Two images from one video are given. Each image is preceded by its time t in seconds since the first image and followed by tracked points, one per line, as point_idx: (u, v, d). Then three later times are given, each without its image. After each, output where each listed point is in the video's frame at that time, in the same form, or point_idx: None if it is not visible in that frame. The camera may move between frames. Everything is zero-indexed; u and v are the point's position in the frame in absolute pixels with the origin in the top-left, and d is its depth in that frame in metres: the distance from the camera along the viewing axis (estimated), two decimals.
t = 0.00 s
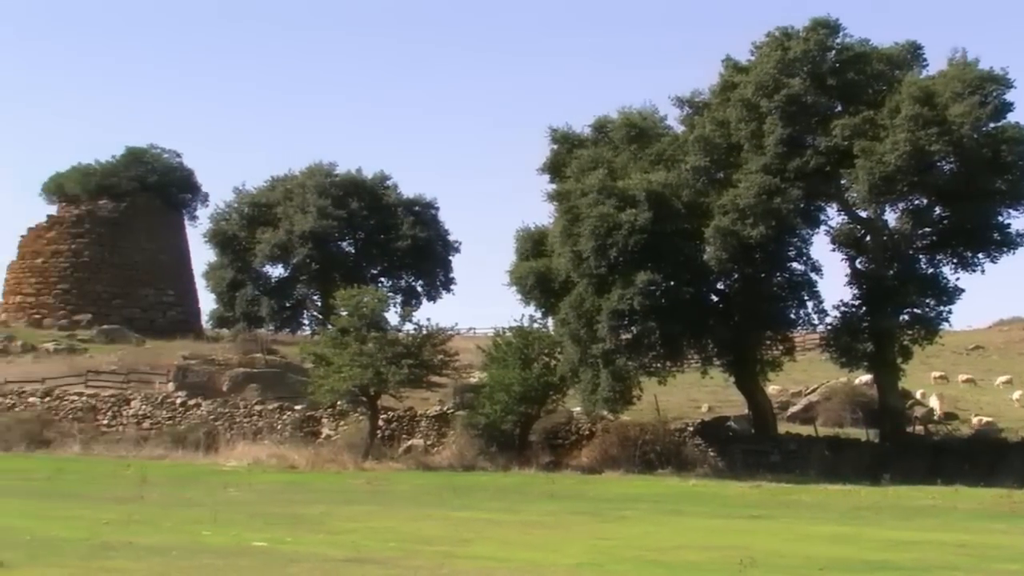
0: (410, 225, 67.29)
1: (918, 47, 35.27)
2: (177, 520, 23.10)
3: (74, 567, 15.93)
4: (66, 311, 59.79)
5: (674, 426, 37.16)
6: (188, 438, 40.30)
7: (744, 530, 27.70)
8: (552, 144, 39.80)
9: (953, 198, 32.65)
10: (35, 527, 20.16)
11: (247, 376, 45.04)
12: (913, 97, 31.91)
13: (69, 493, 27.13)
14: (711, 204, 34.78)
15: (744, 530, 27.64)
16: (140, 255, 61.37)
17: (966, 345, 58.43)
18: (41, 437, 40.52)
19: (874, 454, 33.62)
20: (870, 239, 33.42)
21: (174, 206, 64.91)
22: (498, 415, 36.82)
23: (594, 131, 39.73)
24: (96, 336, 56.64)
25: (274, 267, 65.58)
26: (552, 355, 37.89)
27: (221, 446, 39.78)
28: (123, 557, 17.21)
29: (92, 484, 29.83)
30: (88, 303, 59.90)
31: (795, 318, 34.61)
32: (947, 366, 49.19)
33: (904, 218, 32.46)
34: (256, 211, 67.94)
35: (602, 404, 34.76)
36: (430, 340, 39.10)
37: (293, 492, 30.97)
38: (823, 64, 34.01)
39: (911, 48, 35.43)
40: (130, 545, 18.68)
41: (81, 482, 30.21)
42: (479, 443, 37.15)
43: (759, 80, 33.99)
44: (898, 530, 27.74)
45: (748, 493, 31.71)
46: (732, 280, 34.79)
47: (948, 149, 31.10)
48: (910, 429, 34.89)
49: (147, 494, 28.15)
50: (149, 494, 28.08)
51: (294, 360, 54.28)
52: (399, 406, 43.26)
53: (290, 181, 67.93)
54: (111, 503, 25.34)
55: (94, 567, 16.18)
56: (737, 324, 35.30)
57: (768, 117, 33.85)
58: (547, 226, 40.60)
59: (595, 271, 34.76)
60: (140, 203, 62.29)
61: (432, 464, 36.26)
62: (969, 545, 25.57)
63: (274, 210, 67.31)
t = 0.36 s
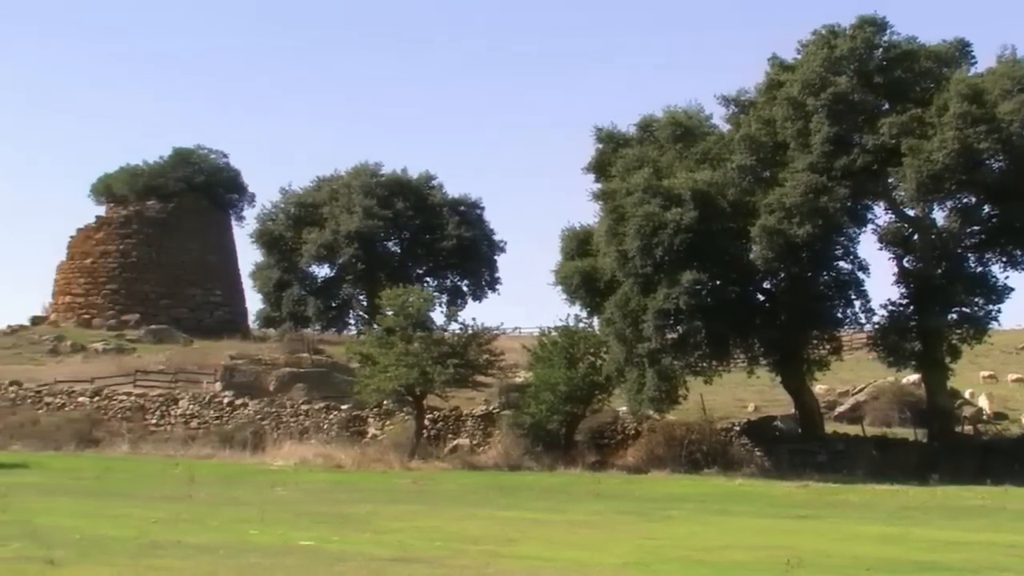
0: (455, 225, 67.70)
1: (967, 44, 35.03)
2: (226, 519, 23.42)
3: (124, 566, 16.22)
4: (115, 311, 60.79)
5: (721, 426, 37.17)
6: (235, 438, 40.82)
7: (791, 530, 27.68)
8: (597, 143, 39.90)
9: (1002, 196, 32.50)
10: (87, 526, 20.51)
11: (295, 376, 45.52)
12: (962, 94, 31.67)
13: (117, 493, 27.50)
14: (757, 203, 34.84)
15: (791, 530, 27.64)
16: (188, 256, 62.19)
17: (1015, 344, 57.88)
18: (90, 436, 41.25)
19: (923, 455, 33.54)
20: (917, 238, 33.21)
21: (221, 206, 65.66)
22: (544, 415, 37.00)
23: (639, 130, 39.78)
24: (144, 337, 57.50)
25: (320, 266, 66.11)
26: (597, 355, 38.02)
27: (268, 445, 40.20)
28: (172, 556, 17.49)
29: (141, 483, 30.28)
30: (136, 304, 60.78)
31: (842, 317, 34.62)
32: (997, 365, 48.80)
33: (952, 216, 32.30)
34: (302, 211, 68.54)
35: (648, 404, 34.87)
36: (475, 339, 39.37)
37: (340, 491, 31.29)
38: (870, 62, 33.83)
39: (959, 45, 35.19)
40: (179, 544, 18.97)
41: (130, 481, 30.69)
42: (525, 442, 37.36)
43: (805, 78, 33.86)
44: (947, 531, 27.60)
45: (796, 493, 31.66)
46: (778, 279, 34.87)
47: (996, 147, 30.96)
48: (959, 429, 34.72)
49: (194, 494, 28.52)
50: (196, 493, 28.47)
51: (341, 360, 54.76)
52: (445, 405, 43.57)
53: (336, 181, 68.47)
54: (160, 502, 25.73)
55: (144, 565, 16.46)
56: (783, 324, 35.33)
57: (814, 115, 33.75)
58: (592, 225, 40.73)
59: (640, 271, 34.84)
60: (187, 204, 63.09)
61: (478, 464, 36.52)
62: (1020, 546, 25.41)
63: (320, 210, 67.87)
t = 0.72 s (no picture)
0: (498, 225, 68.02)
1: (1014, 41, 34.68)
2: (272, 519, 23.74)
3: (172, 566, 16.49)
4: (160, 312, 61.44)
5: (764, 426, 37.21)
6: (280, 438, 41.34)
7: (836, 530, 27.66)
8: (640, 142, 40.01)
9: None
10: (134, 526, 20.85)
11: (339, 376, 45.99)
12: (1008, 92, 31.38)
13: (164, 493, 27.88)
14: (801, 201, 34.72)
15: (835, 531, 27.59)
16: (232, 255, 62.86)
17: None
18: (136, 436, 41.87)
19: (969, 455, 33.44)
20: (964, 236, 33.14)
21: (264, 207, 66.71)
22: (588, 414, 37.26)
23: (682, 129, 39.86)
24: (189, 337, 58.27)
25: (364, 266, 66.72)
26: (640, 355, 38.11)
27: (313, 445, 40.61)
28: (219, 556, 17.76)
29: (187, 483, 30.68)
30: (181, 303, 61.45)
31: (887, 316, 34.50)
32: None
33: (999, 215, 32.07)
34: (345, 211, 69.05)
35: (691, 403, 34.91)
36: (519, 339, 39.59)
37: (384, 492, 31.56)
38: (915, 60, 33.73)
39: (1005, 42, 34.94)
40: (226, 544, 19.25)
41: (176, 480, 31.13)
42: (569, 442, 37.50)
43: (850, 76, 33.81)
44: (995, 532, 27.45)
45: (840, 493, 31.62)
46: (822, 279, 34.68)
47: None
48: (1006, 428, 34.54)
49: (240, 493, 28.89)
50: (242, 493, 28.83)
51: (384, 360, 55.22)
52: (488, 405, 43.83)
53: (379, 181, 68.85)
54: (206, 502, 26.09)
55: (191, 565, 16.73)
56: (827, 323, 35.12)
57: (859, 114, 33.74)
58: (635, 225, 40.82)
59: (684, 270, 34.96)
60: (233, 203, 64.01)
61: (521, 463, 36.75)
62: None
63: (364, 210, 68.33)
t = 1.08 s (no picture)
0: (539, 225, 68.09)
1: None
2: (314, 519, 23.88)
3: (217, 565, 16.62)
4: (202, 312, 61.98)
5: (807, 425, 36.95)
6: (322, 438, 41.61)
7: (880, 530, 27.46)
8: (682, 141, 39.93)
9: None
10: (178, 525, 21.02)
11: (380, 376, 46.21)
12: None
13: (208, 493, 28.09)
14: (843, 200, 34.47)
15: (879, 531, 27.39)
16: (274, 255, 63.36)
17: None
18: (179, 436, 42.25)
19: (1014, 455, 33.16)
20: (1007, 235, 32.76)
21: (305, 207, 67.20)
22: (629, 414, 37.16)
23: (725, 128, 39.79)
24: (232, 336, 58.69)
25: (406, 266, 67.01)
26: (682, 354, 38.00)
27: (355, 445, 40.82)
28: (262, 555, 17.88)
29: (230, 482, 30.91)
30: (223, 303, 61.96)
31: (929, 316, 34.47)
32: None
33: None
34: (387, 211, 69.31)
35: (733, 403, 34.46)
36: (560, 339, 39.62)
37: (426, 492, 31.64)
38: (959, 58, 33.41)
39: None
40: (268, 544, 19.38)
41: (219, 480, 31.38)
42: (611, 442, 37.46)
43: (893, 75, 33.61)
44: None
45: (884, 493, 31.37)
46: (864, 278, 34.64)
47: None
48: None
49: (282, 493, 29.07)
50: (284, 493, 29.01)
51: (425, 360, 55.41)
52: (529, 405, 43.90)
53: (421, 182, 69.17)
54: (249, 502, 26.27)
55: (235, 565, 16.85)
56: (870, 322, 34.94)
57: (901, 113, 33.53)
58: (677, 224, 40.71)
59: (725, 269, 34.85)
60: (274, 203, 64.55)
61: (563, 463, 36.76)
62: None
63: (405, 210, 68.62)
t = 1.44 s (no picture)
0: (579, 224, 68.10)
1: None
2: (355, 519, 24.02)
3: (259, 565, 16.76)
4: (243, 312, 62.41)
5: (848, 425, 36.74)
6: (363, 437, 41.82)
7: (923, 531, 27.25)
8: (722, 141, 39.84)
9: None
10: (221, 525, 21.22)
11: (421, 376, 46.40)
12: None
13: (250, 492, 28.32)
14: (885, 199, 34.23)
15: (923, 531, 27.18)
16: (315, 256, 63.76)
17: None
18: (221, 435, 42.61)
19: None
20: None
21: (346, 207, 67.53)
22: (669, 413, 37.07)
23: (765, 127, 39.66)
24: (273, 336, 59.11)
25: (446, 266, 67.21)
26: (723, 354, 37.88)
27: (395, 446, 40.94)
28: (304, 555, 18.02)
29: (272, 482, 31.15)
30: (264, 303, 62.42)
31: (972, 315, 34.21)
32: None
33: None
34: (427, 211, 69.54)
35: (775, 402, 34.27)
36: (601, 339, 39.62)
37: (466, 491, 31.73)
38: (1001, 56, 33.10)
39: None
40: (309, 543, 19.52)
41: (261, 479, 31.62)
42: (651, 442, 37.47)
43: (934, 73, 33.33)
44: None
45: (927, 493, 31.10)
46: (906, 277, 34.50)
47: None
48: None
49: (324, 493, 29.25)
50: (326, 492, 29.20)
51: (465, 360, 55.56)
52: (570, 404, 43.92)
53: (461, 182, 69.37)
54: (290, 502, 26.47)
55: (276, 564, 16.99)
56: (913, 321, 34.74)
57: (943, 111, 33.26)
58: (717, 224, 40.62)
59: (766, 269, 34.73)
60: (316, 203, 64.93)
61: (603, 462, 36.74)
62: None
63: (446, 210, 68.85)
